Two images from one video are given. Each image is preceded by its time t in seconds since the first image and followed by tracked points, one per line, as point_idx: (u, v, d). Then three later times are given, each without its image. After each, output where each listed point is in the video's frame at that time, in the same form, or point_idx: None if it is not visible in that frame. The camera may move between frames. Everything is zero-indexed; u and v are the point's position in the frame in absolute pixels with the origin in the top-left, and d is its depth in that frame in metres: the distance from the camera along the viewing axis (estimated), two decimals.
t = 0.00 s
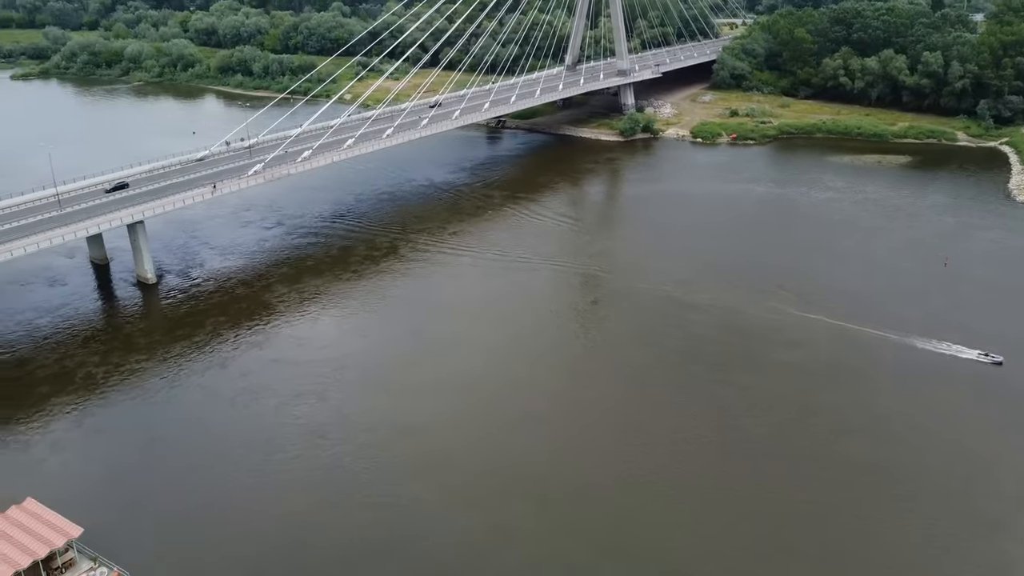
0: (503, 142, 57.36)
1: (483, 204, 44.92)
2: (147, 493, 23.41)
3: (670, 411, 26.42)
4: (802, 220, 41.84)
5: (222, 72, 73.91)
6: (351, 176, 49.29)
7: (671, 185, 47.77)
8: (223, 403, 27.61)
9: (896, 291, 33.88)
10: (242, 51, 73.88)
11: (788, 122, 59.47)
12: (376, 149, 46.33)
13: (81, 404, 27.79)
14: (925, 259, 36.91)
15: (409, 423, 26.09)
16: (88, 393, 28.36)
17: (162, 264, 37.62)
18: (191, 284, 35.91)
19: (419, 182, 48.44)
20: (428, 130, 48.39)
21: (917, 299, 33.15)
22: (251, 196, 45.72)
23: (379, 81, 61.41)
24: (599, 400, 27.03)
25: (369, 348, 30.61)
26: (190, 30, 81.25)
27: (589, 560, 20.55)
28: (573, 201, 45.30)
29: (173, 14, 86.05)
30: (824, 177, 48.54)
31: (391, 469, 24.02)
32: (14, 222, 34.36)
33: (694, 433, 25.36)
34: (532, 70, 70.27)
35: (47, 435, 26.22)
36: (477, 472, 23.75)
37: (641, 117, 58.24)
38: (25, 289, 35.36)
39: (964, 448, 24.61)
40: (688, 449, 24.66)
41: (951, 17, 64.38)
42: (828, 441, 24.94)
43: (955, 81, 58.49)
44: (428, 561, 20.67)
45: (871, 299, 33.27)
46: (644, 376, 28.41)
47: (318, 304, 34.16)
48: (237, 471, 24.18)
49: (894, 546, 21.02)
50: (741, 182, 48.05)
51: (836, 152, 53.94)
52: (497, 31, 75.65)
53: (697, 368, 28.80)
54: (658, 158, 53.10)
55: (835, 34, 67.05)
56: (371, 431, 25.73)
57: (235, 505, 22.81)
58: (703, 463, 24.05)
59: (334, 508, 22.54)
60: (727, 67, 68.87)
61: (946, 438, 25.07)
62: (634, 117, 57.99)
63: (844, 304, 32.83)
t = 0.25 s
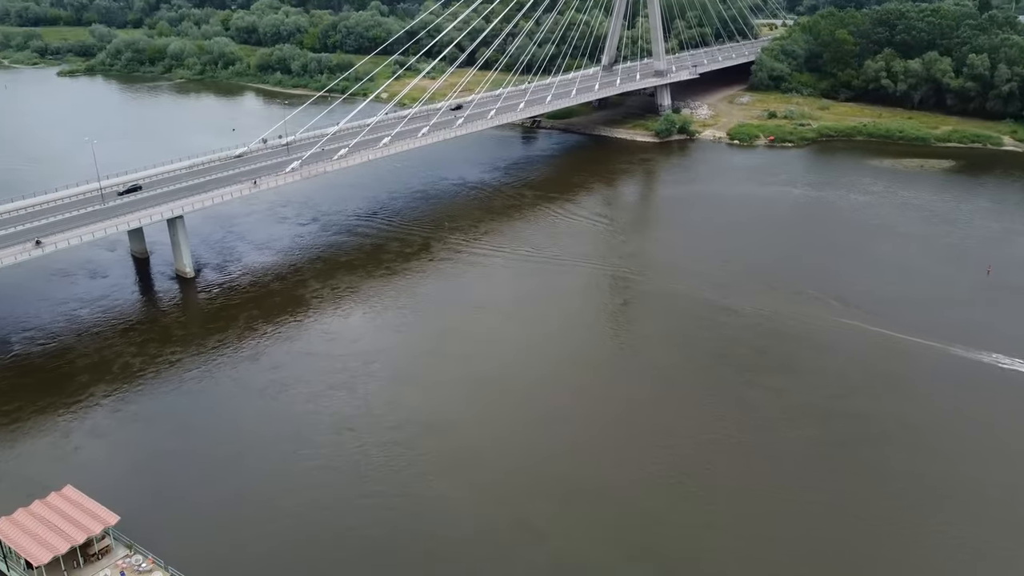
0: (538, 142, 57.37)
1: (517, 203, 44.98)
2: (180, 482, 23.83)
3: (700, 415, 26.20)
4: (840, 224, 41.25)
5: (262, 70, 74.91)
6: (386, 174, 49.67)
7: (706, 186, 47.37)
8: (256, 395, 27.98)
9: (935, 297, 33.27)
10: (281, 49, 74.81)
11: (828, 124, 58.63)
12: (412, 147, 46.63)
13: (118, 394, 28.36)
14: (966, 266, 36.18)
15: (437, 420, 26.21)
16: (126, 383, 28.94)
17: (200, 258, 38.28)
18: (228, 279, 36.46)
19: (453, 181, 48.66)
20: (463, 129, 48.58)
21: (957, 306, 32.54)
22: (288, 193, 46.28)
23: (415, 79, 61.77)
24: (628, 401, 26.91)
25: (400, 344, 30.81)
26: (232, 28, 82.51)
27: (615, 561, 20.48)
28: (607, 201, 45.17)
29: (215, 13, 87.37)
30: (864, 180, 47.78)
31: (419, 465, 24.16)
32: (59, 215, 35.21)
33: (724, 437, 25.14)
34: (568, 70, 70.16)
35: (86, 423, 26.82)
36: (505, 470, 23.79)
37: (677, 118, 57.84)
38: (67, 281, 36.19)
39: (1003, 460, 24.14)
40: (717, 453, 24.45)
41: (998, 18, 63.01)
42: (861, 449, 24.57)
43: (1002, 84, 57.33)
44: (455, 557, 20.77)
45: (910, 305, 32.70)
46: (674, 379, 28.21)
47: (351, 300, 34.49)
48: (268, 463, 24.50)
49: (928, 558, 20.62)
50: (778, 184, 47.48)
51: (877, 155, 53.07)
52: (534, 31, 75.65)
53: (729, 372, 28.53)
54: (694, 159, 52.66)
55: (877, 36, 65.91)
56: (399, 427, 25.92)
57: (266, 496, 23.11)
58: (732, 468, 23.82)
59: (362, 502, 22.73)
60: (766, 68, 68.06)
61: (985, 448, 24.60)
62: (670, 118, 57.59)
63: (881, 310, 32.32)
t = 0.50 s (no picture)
0: (571, 142, 57.22)
1: (548, 204, 44.89)
2: (212, 474, 24.15)
3: (729, 419, 25.95)
4: (877, 228, 40.59)
5: (298, 68, 75.73)
6: (418, 173, 49.89)
7: (740, 189, 46.88)
8: (288, 390, 28.30)
9: (974, 304, 32.60)
10: (317, 48, 75.60)
11: (866, 127, 57.73)
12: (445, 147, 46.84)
13: (154, 386, 28.85)
14: (1007, 273, 35.41)
15: (465, 418, 26.27)
16: (161, 375, 29.44)
17: (235, 254, 38.77)
18: (262, 274, 36.91)
19: (485, 181, 48.72)
20: (496, 129, 48.61)
21: (997, 314, 31.87)
22: (322, 191, 46.74)
23: (449, 79, 61.96)
24: (657, 404, 26.73)
25: (429, 342, 30.92)
26: (269, 27, 83.51)
27: (641, 563, 20.36)
28: (639, 202, 44.91)
29: (253, 12, 88.45)
30: (902, 184, 46.96)
31: (446, 463, 24.21)
32: (100, 209, 35.97)
33: (754, 442, 24.83)
34: (602, 71, 69.88)
35: (122, 413, 27.34)
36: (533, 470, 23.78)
37: (711, 119, 57.29)
38: (106, 274, 36.89)
39: None
40: (746, 458, 24.15)
41: None
42: (895, 459, 24.11)
43: None
44: (480, 556, 20.78)
45: (947, 312, 32.06)
46: (704, 383, 27.97)
47: (381, 297, 34.68)
48: (297, 457, 24.75)
49: (962, 569, 20.24)
50: (814, 188, 46.80)
51: (916, 159, 52.13)
52: (569, 31, 75.48)
53: (760, 377, 28.22)
54: (728, 161, 52.14)
55: (918, 37, 64.67)
56: (428, 425, 26.01)
57: (295, 491, 23.36)
58: (762, 474, 23.54)
59: (389, 499, 22.86)
60: (803, 71, 67.22)
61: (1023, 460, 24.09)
62: (704, 119, 57.05)
63: (918, 317, 31.78)
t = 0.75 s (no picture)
0: (604, 142, 57.05)
1: (580, 204, 44.80)
2: (243, 466, 24.47)
3: (759, 430, 25.71)
4: (914, 233, 39.93)
5: (335, 67, 76.46)
6: (451, 171, 50.10)
7: (775, 191, 46.39)
8: (318, 384, 28.59)
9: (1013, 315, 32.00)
10: (354, 47, 76.26)
11: (906, 130, 56.76)
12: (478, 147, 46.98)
13: (188, 377, 29.36)
14: None
15: (493, 418, 26.31)
16: (195, 367, 29.94)
17: (270, 250, 39.26)
18: (296, 270, 37.34)
19: (517, 180, 48.76)
20: (530, 129, 48.61)
21: None
22: (356, 188, 47.14)
23: (484, 78, 62.10)
24: (685, 409, 26.67)
25: (459, 340, 31.01)
26: (307, 26, 84.47)
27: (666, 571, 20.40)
28: (672, 204, 44.63)
29: (291, 11, 89.43)
30: (942, 189, 46.12)
31: (472, 463, 24.27)
32: (141, 204, 36.71)
33: (783, 455, 24.58)
34: (637, 71, 69.52)
35: (157, 404, 27.86)
36: (559, 473, 23.77)
37: (747, 120, 56.68)
38: (145, 268, 37.59)
39: None
40: (775, 470, 23.93)
41: None
42: (928, 477, 23.72)
43: None
44: (505, 558, 20.82)
45: (985, 322, 31.54)
46: (733, 391, 27.73)
47: (412, 295, 34.89)
48: (326, 451, 24.98)
49: None
50: (850, 192, 46.10)
51: (957, 163, 51.14)
52: (604, 31, 75.20)
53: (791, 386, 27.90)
54: (763, 164, 51.55)
55: (963, 40, 63.44)
56: (455, 423, 26.09)
57: (323, 485, 23.55)
58: (790, 487, 23.31)
59: (415, 498, 22.98)
60: (842, 72, 66.28)
61: None
62: (739, 120, 56.45)
63: (954, 327, 31.28)
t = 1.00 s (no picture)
0: (639, 143, 56.76)
1: (614, 205, 44.59)
2: (275, 459, 24.78)
3: (791, 436, 25.38)
4: (955, 239, 39.14)
5: (372, 66, 77.06)
6: (486, 171, 50.21)
7: (813, 194, 45.77)
8: (350, 380, 28.84)
9: None
10: (391, 46, 76.78)
11: (949, 133, 55.61)
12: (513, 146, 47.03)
13: (223, 370, 29.82)
14: None
15: (522, 418, 26.31)
16: (231, 361, 30.40)
17: (306, 247, 39.67)
18: (330, 267, 37.71)
19: (551, 180, 48.70)
20: (565, 128, 48.53)
21: None
22: (391, 186, 47.45)
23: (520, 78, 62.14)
24: (717, 414, 26.43)
25: (490, 338, 31.06)
26: (346, 25, 85.30)
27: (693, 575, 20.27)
28: (706, 206, 44.26)
29: (330, 10, 90.30)
30: (985, 195, 45.13)
31: (500, 462, 24.31)
32: (181, 199, 37.39)
33: (815, 463, 24.24)
34: (674, 72, 69.04)
35: (192, 396, 28.34)
36: (588, 474, 23.70)
37: (785, 122, 55.91)
38: (183, 262, 38.23)
39: None
40: (807, 478, 23.61)
41: None
42: (965, 489, 23.23)
43: None
44: (531, 557, 20.84)
45: None
46: (766, 396, 27.41)
47: (444, 293, 35.04)
48: (356, 447, 25.20)
49: None
50: (890, 196, 45.20)
51: (1002, 168, 49.98)
52: (641, 31, 74.81)
53: (825, 393, 27.50)
54: (801, 166, 50.87)
55: (1010, 42, 61.98)
56: (484, 422, 26.15)
57: (352, 480, 23.78)
58: (821, 495, 23.01)
59: (444, 496, 23.07)
60: (884, 74, 65.21)
61: None
62: (777, 122, 55.65)
63: (994, 337, 30.65)
